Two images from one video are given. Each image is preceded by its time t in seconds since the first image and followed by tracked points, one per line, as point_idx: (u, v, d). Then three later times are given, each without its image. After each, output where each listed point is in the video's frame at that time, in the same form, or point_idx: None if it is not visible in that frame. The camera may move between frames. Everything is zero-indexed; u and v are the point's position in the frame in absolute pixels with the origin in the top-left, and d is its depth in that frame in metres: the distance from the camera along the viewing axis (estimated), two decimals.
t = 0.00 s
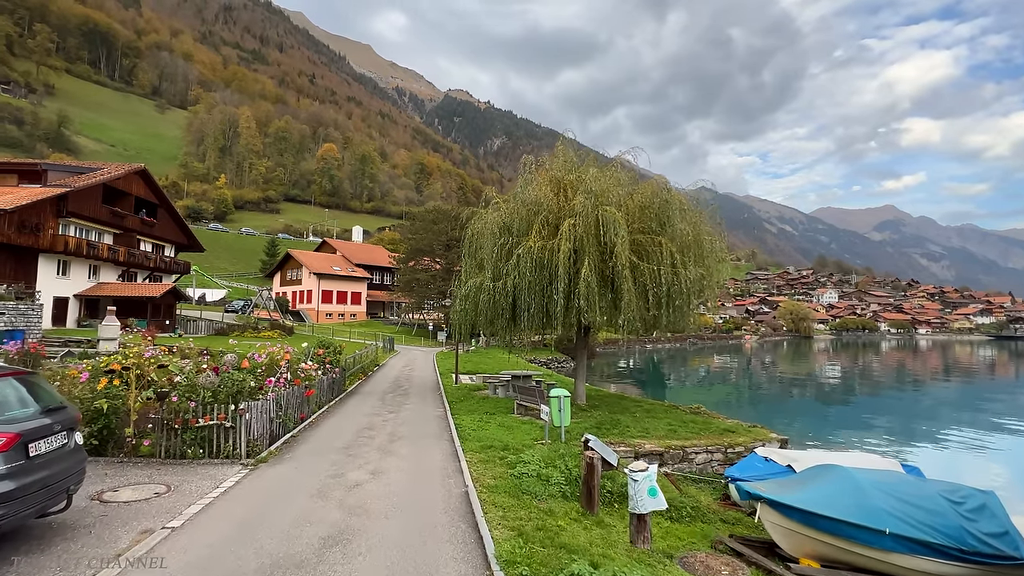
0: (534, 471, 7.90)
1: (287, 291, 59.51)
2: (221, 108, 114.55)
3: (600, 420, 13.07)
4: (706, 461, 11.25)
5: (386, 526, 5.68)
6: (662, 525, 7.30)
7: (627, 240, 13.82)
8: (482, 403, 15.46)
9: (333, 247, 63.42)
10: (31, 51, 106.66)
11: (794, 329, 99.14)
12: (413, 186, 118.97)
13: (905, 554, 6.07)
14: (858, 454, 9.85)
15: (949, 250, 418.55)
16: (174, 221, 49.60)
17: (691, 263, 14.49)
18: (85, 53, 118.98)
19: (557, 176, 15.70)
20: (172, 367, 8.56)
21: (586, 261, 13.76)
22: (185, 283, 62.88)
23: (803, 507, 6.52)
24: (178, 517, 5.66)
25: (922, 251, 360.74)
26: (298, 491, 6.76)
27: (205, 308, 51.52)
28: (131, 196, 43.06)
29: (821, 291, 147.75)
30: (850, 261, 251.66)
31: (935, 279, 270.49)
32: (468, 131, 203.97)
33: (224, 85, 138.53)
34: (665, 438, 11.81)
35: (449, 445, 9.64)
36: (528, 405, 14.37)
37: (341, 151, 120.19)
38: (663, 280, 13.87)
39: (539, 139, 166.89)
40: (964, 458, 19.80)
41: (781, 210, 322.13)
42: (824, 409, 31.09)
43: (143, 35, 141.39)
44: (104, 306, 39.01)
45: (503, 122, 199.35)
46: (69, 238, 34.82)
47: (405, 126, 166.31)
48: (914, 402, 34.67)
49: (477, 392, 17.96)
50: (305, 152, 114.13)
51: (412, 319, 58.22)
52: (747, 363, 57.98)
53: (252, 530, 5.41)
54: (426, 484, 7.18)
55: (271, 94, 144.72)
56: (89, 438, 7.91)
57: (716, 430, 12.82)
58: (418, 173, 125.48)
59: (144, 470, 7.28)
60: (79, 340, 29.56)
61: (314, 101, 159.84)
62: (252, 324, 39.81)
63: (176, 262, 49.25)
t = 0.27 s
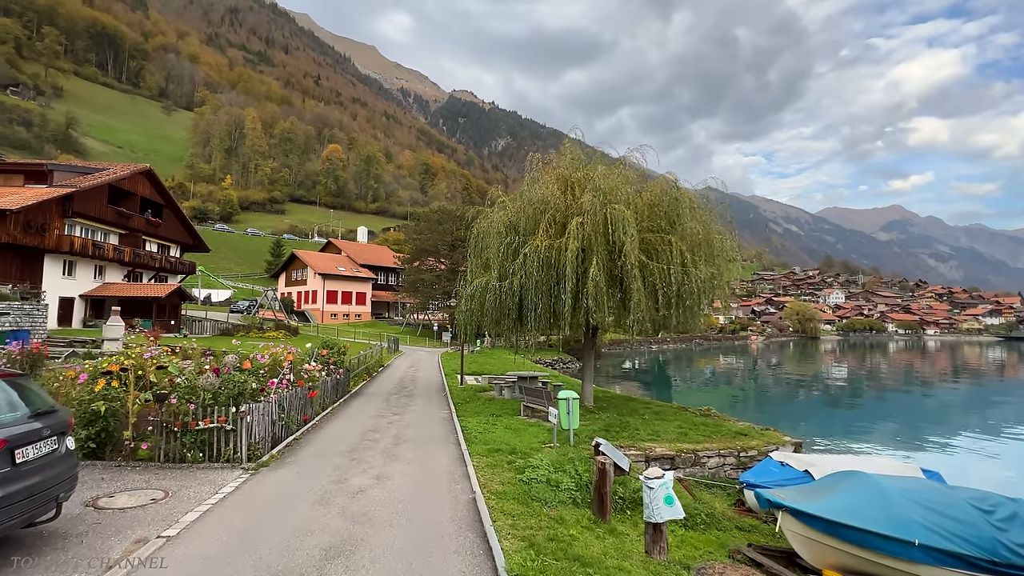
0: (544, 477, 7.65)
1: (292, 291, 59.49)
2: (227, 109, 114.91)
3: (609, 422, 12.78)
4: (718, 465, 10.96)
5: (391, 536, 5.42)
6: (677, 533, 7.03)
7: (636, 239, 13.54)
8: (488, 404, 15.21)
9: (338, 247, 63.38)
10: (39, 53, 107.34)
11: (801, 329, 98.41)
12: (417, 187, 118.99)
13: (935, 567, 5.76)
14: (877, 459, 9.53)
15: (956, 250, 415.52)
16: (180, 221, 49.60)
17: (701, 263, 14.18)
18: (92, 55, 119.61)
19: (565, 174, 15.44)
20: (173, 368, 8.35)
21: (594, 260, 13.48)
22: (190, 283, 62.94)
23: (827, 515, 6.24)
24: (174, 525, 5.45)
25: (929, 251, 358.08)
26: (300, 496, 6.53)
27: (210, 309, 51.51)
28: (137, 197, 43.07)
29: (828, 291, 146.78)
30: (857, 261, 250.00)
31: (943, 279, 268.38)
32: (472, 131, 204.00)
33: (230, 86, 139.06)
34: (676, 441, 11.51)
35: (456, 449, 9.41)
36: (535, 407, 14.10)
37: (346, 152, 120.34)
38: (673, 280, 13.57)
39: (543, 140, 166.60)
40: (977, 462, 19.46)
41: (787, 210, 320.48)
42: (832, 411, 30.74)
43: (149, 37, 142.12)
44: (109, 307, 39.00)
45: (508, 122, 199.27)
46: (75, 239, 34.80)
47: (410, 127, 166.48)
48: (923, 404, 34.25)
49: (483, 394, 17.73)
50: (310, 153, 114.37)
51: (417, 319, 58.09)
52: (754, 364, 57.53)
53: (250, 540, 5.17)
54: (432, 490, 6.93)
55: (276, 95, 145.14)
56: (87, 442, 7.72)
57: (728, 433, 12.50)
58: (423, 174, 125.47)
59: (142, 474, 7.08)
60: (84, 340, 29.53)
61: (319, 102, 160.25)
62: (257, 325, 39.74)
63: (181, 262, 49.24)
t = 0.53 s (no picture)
0: (553, 481, 7.40)
1: (297, 291, 59.46)
2: (232, 110, 115.26)
3: (618, 424, 12.51)
4: (730, 468, 10.67)
5: (395, 544, 5.19)
6: (691, 541, 6.76)
7: (644, 236, 13.27)
8: (493, 405, 14.96)
9: (342, 247, 63.34)
10: (47, 56, 108.00)
11: (807, 330, 97.71)
12: (422, 187, 118.99)
13: None
14: (896, 463, 9.23)
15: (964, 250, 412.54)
16: (184, 221, 49.59)
17: (711, 261, 13.88)
18: (100, 57, 120.22)
19: (572, 171, 15.16)
20: (172, 368, 8.16)
21: (601, 258, 13.20)
22: (196, 283, 62.98)
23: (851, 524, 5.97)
24: (169, 532, 5.23)
25: (937, 251, 355.48)
26: (300, 502, 6.29)
27: (214, 309, 51.52)
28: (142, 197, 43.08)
29: (834, 292, 145.83)
30: (863, 262, 248.34)
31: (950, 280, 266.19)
32: (477, 132, 203.95)
33: (236, 88, 139.45)
34: (686, 443, 11.23)
35: (461, 451, 9.16)
36: (541, 408, 13.84)
37: (350, 153, 120.50)
38: (682, 278, 13.27)
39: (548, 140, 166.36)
40: (988, 464, 19.14)
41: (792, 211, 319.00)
42: (839, 412, 30.40)
43: (156, 39, 142.72)
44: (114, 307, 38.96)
45: (512, 123, 199.15)
46: (80, 238, 34.79)
47: (414, 127, 166.62)
48: (933, 405, 33.84)
49: (488, 394, 17.48)
50: (315, 153, 114.53)
51: (421, 320, 57.95)
52: (760, 365, 57.05)
53: (246, 549, 4.93)
54: (437, 495, 6.68)
55: (281, 97, 145.54)
56: (83, 443, 7.54)
57: (739, 435, 12.19)
58: (428, 174, 125.41)
59: (138, 477, 6.87)
60: (89, 340, 29.47)
61: (324, 103, 160.62)
62: (261, 324, 39.64)
63: (186, 262, 49.23)
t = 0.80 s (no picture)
0: (561, 485, 7.11)
1: (301, 292, 59.38)
2: (238, 111, 115.55)
3: (626, 426, 12.19)
4: (742, 471, 10.34)
5: (395, 553, 4.92)
6: (706, 549, 6.46)
7: (653, 233, 12.95)
8: (498, 406, 14.68)
9: (347, 247, 63.25)
10: (55, 58, 108.61)
11: (813, 331, 96.98)
12: (426, 187, 118.91)
13: None
14: (917, 467, 8.89)
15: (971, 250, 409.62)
16: (189, 221, 49.54)
17: (721, 259, 13.54)
18: (107, 59, 120.76)
19: (578, 167, 14.87)
20: (168, 367, 7.93)
21: (609, 256, 12.89)
22: (201, 284, 63.06)
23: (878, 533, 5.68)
24: (158, 540, 4.97)
25: (944, 251, 352.98)
26: (298, 507, 6.02)
27: (219, 309, 51.51)
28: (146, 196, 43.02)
29: (840, 292, 144.86)
30: (870, 262, 246.70)
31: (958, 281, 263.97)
32: (481, 132, 203.85)
33: (241, 89, 139.82)
34: (696, 446, 10.91)
35: (465, 453, 8.90)
36: (547, 410, 13.55)
37: (355, 154, 120.57)
38: (691, 276, 12.95)
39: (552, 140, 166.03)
40: (995, 466, 18.85)
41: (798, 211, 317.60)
42: (845, 413, 30.06)
43: (162, 41, 143.30)
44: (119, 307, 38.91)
45: (516, 123, 198.97)
46: (84, 238, 34.74)
47: (419, 128, 166.70)
48: (940, 406, 33.40)
49: (493, 395, 17.18)
50: (320, 154, 114.63)
51: (425, 320, 57.76)
52: (766, 366, 56.53)
53: (239, 558, 4.69)
54: (440, 501, 6.40)
55: (286, 98, 145.85)
56: (75, 445, 7.30)
57: (751, 437, 11.84)
58: (432, 174, 125.33)
59: (131, 481, 6.63)
60: (93, 340, 29.40)
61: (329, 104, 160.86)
62: (266, 324, 39.52)
63: (191, 262, 49.23)
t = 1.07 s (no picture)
0: (571, 492, 6.86)
1: (306, 292, 59.31)
2: (243, 112, 115.86)
3: (635, 429, 11.90)
4: (756, 476, 10.03)
5: (399, 566, 4.66)
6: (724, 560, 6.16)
7: (663, 232, 12.67)
8: (504, 408, 14.42)
9: (351, 248, 63.17)
10: (63, 60, 109.23)
11: (820, 331, 96.24)
12: (431, 188, 118.85)
13: None
14: (940, 473, 8.56)
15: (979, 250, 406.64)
16: (194, 221, 49.53)
17: (733, 257, 13.24)
18: (114, 61, 121.33)
19: (585, 165, 14.61)
20: (167, 369, 7.73)
21: (618, 255, 12.61)
22: (206, 284, 63.11)
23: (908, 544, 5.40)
24: (150, 551, 4.74)
25: (952, 251, 350.21)
26: (298, 515, 5.79)
27: (223, 309, 51.52)
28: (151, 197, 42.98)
29: (847, 292, 143.88)
30: (876, 263, 244.95)
31: (966, 282, 261.86)
32: (486, 132, 203.77)
33: (247, 91, 140.24)
34: (709, 449, 10.62)
35: (471, 457, 8.66)
36: (555, 411, 13.30)
37: (359, 154, 120.65)
38: (703, 275, 12.66)
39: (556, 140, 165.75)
40: (1005, 468, 18.56)
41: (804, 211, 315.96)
42: (852, 413, 29.74)
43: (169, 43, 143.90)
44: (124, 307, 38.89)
45: (521, 124, 198.78)
46: (89, 238, 34.71)
47: (423, 129, 166.76)
48: (949, 407, 32.99)
49: (499, 396, 16.93)
50: (325, 154, 114.72)
51: (430, 320, 57.59)
52: (772, 367, 56.02)
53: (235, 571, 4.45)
54: (446, 508, 6.14)
55: (292, 99, 146.20)
56: (71, 448, 7.09)
57: (764, 440, 11.53)
58: (436, 175, 125.26)
59: (127, 487, 6.42)
60: (98, 341, 29.33)
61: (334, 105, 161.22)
62: (270, 325, 39.44)
63: (196, 262, 49.21)
